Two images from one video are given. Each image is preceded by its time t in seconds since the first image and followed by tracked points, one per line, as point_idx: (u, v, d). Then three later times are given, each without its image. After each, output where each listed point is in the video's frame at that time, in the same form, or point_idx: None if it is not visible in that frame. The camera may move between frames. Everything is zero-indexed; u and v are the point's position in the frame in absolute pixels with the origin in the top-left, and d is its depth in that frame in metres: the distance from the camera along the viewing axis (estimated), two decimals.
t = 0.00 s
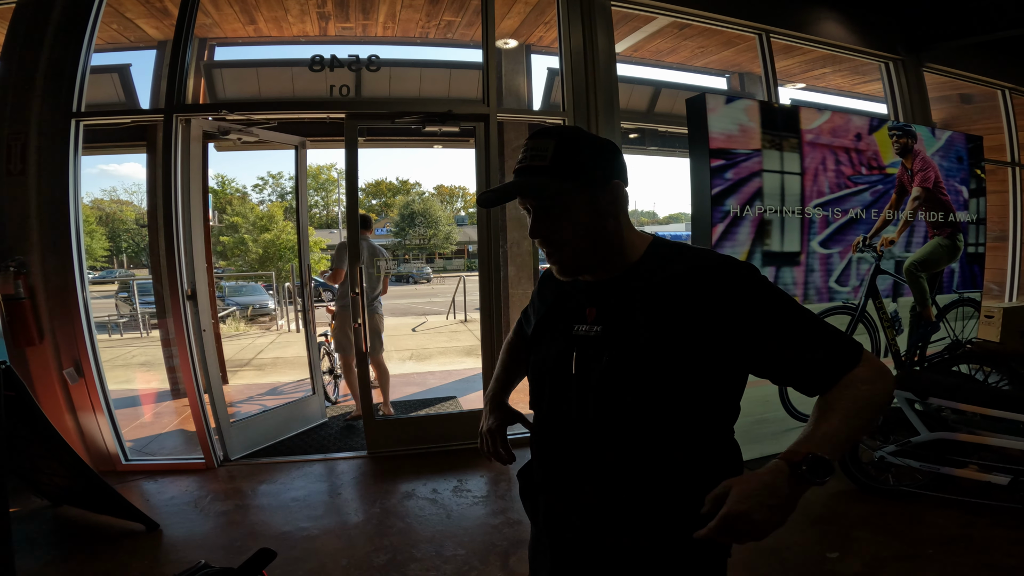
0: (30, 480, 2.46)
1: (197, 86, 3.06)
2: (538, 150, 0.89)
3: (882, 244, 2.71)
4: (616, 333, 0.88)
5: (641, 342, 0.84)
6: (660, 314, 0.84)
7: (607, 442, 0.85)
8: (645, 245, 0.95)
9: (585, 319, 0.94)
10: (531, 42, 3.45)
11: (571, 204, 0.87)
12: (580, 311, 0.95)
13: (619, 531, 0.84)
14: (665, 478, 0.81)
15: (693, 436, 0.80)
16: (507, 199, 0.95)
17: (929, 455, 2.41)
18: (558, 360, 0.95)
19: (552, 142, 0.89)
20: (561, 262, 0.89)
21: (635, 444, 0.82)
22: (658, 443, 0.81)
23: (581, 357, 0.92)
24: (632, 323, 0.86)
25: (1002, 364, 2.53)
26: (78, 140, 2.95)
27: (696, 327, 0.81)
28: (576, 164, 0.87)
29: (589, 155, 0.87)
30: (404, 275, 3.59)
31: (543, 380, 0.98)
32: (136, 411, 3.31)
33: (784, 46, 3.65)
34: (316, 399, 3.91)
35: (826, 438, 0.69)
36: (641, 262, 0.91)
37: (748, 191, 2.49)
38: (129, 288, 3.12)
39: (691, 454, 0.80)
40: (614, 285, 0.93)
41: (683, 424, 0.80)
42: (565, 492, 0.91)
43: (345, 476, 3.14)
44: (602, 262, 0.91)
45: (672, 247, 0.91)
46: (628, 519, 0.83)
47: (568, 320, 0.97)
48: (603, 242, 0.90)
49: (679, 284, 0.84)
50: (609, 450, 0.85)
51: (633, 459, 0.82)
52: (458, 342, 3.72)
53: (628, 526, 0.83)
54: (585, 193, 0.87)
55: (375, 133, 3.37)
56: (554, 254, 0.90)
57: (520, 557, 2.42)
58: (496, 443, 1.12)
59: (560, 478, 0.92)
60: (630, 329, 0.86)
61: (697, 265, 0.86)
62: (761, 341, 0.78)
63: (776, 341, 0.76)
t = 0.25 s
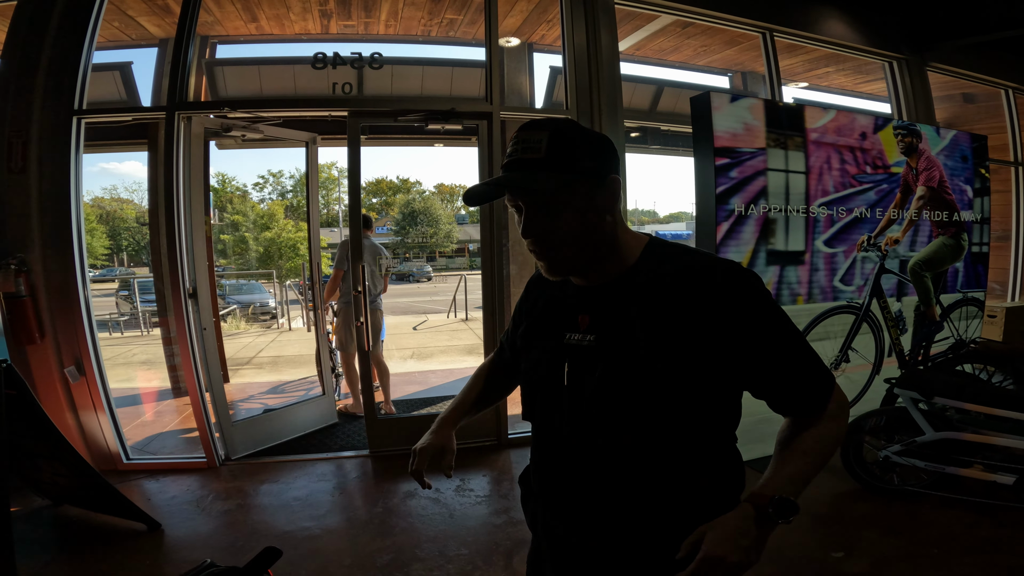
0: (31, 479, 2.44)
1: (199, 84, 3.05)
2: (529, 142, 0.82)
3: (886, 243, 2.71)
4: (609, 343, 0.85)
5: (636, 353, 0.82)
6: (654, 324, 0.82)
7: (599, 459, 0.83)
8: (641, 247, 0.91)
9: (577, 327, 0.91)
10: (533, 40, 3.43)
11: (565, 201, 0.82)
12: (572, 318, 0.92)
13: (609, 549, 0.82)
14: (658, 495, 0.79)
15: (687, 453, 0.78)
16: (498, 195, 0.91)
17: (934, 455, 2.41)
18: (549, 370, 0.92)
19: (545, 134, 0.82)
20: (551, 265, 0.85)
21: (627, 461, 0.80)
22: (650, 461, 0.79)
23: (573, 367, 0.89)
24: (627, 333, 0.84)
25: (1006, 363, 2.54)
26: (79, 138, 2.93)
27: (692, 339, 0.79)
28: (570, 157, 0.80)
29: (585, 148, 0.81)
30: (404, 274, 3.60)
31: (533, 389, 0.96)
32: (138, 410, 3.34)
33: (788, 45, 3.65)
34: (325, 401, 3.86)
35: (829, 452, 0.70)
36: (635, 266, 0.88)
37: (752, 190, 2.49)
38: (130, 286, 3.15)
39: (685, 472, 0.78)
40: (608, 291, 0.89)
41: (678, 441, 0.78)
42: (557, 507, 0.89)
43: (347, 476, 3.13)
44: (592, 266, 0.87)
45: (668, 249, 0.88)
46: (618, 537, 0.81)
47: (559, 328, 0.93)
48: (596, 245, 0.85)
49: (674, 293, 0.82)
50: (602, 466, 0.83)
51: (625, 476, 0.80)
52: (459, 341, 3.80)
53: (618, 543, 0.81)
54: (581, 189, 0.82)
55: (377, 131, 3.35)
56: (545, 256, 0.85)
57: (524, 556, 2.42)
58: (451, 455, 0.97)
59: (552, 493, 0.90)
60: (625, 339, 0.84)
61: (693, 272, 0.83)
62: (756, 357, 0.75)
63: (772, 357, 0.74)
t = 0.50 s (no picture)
0: (33, 477, 2.43)
1: (202, 81, 3.02)
2: (520, 117, 0.76)
3: (893, 242, 2.70)
4: (602, 349, 0.75)
5: (631, 361, 0.71)
6: (652, 329, 0.71)
7: (584, 479, 0.73)
8: (647, 242, 0.83)
9: (568, 330, 0.81)
10: (537, 38, 3.45)
11: (557, 182, 0.76)
12: (563, 321, 0.83)
13: None
14: (645, 525, 0.68)
15: (680, 479, 0.68)
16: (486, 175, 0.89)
17: (942, 455, 2.40)
18: (534, 377, 0.83)
19: (538, 108, 0.76)
20: (539, 257, 0.79)
21: (615, 484, 0.70)
22: (640, 484, 0.69)
23: (560, 375, 0.79)
24: (621, 338, 0.74)
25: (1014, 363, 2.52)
26: (83, 135, 2.92)
27: (694, 347, 0.68)
28: (564, 136, 0.74)
29: (580, 125, 0.75)
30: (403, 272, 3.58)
31: (514, 399, 0.86)
32: (140, 408, 3.31)
33: (794, 43, 3.64)
34: (338, 403, 3.78)
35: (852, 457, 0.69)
36: (637, 263, 0.79)
37: (760, 188, 2.48)
38: (131, 284, 3.14)
39: (676, 500, 0.68)
40: (602, 291, 0.80)
41: (672, 463, 0.68)
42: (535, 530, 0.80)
43: (350, 474, 3.11)
44: (589, 260, 0.79)
45: (674, 245, 0.79)
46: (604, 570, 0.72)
47: (548, 331, 0.84)
48: (590, 235, 0.77)
49: (677, 293, 0.72)
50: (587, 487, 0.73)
51: (612, 502, 0.70)
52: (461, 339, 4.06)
53: None
54: (575, 169, 0.75)
55: (381, 129, 3.35)
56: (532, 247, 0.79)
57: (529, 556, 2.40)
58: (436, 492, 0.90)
59: (532, 514, 0.81)
60: (619, 345, 0.74)
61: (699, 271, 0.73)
62: (769, 370, 0.64)
63: (787, 372, 0.63)
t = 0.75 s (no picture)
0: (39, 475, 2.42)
1: (209, 80, 3.01)
2: (516, 99, 0.74)
3: (901, 242, 2.70)
4: (603, 358, 0.73)
5: (633, 371, 0.69)
6: (655, 338, 0.69)
7: (575, 494, 0.70)
8: (656, 242, 0.80)
9: (567, 337, 0.79)
10: (542, 37, 3.42)
11: (551, 166, 0.73)
12: (562, 327, 0.81)
13: None
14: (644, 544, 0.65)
15: (684, 496, 0.65)
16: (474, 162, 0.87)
17: (949, 455, 2.42)
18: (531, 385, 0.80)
19: (535, 91, 0.74)
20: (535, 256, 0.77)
21: (602, 517, 0.68)
22: (639, 500, 0.66)
23: (558, 383, 0.76)
24: (623, 347, 0.72)
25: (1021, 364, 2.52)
26: (90, 133, 2.91)
27: (698, 358, 0.66)
28: (564, 119, 0.72)
29: (579, 110, 0.72)
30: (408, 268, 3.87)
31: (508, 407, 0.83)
32: (145, 404, 3.43)
33: (800, 43, 3.64)
34: (352, 405, 3.73)
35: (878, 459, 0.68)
36: (643, 267, 0.76)
37: (767, 187, 2.48)
38: (135, 281, 3.21)
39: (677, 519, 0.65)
40: (602, 298, 0.78)
41: (676, 479, 0.65)
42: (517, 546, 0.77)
43: (355, 473, 3.11)
44: (590, 260, 0.76)
45: (682, 246, 0.77)
46: None
47: (545, 338, 0.82)
48: (586, 230, 0.75)
49: (686, 300, 0.70)
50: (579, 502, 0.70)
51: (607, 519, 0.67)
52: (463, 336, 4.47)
53: None
54: (572, 155, 0.73)
55: (386, 127, 3.36)
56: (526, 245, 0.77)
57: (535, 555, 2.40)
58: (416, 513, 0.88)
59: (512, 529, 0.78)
60: (621, 354, 0.72)
61: (712, 276, 0.70)
62: (774, 386, 0.61)
63: (792, 388, 0.60)
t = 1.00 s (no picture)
0: (47, 473, 2.41)
1: (215, 77, 3.02)
2: (501, 93, 0.72)
3: (910, 241, 2.71)
4: (597, 362, 0.72)
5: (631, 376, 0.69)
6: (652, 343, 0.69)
7: (588, 505, 0.69)
8: (644, 240, 0.80)
9: (558, 342, 0.76)
10: (548, 35, 3.40)
11: (540, 162, 0.73)
12: (550, 330, 0.78)
13: None
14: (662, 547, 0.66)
15: (696, 494, 0.67)
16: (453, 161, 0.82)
17: (958, 455, 2.42)
18: (521, 393, 0.77)
19: (520, 82, 0.71)
20: (525, 255, 0.77)
21: (603, 521, 0.68)
22: (655, 504, 0.66)
23: (553, 390, 0.74)
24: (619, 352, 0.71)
25: None
26: (97, 130, 2.91)
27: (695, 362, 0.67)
28: (548, 115, 0.71)
29: (566, 102, 0.71)
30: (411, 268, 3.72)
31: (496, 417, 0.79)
32: (152, 403, 3.40)
33: (808, 42, 3.63)
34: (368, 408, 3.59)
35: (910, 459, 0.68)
36: (634, 267, 0.76)
37: (776, 187, 2.47)
38: (140, 279, 3.09)
39: (692, 517, 0.67)
40: (591, 300, 0.76)
41: (688, 478, 0.66)
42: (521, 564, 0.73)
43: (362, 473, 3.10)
44: (577, 260, 0.76)
45: (669, 245, 0.78)
46: None
47: (532, 343, 0.78)
48: (576, 233, 0.75)
49: (681, 301, 0.70)
50: (590, 513, 0.68)
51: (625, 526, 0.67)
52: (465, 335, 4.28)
53: None
54: (563, 149, 0.72)
55: (392, 125, 3.36)
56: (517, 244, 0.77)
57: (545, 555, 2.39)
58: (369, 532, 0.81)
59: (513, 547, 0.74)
60: (616, 359, 0.71)
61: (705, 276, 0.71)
62: (769, 387, 0.64)
63: (787, 390, 0.63)
